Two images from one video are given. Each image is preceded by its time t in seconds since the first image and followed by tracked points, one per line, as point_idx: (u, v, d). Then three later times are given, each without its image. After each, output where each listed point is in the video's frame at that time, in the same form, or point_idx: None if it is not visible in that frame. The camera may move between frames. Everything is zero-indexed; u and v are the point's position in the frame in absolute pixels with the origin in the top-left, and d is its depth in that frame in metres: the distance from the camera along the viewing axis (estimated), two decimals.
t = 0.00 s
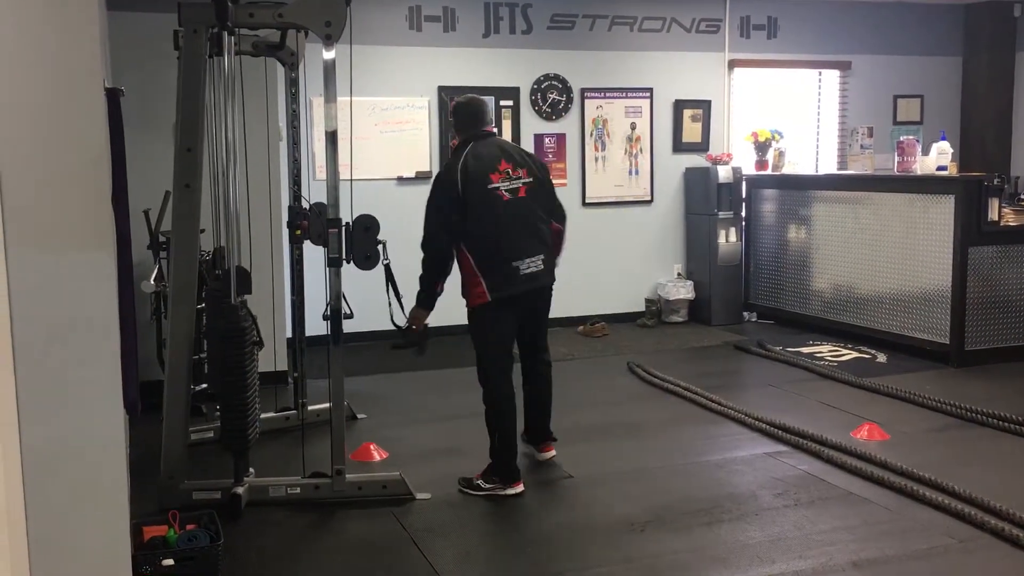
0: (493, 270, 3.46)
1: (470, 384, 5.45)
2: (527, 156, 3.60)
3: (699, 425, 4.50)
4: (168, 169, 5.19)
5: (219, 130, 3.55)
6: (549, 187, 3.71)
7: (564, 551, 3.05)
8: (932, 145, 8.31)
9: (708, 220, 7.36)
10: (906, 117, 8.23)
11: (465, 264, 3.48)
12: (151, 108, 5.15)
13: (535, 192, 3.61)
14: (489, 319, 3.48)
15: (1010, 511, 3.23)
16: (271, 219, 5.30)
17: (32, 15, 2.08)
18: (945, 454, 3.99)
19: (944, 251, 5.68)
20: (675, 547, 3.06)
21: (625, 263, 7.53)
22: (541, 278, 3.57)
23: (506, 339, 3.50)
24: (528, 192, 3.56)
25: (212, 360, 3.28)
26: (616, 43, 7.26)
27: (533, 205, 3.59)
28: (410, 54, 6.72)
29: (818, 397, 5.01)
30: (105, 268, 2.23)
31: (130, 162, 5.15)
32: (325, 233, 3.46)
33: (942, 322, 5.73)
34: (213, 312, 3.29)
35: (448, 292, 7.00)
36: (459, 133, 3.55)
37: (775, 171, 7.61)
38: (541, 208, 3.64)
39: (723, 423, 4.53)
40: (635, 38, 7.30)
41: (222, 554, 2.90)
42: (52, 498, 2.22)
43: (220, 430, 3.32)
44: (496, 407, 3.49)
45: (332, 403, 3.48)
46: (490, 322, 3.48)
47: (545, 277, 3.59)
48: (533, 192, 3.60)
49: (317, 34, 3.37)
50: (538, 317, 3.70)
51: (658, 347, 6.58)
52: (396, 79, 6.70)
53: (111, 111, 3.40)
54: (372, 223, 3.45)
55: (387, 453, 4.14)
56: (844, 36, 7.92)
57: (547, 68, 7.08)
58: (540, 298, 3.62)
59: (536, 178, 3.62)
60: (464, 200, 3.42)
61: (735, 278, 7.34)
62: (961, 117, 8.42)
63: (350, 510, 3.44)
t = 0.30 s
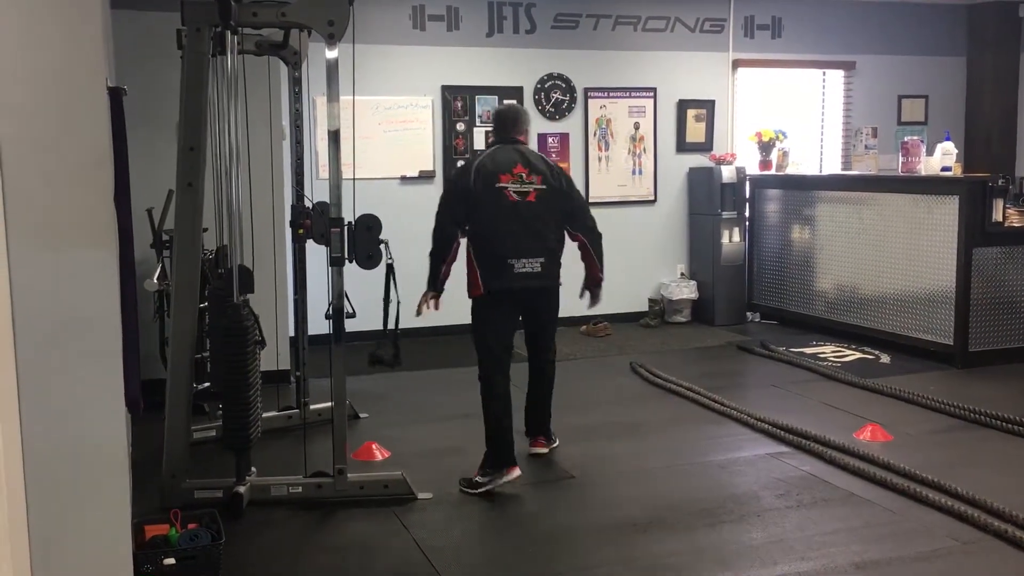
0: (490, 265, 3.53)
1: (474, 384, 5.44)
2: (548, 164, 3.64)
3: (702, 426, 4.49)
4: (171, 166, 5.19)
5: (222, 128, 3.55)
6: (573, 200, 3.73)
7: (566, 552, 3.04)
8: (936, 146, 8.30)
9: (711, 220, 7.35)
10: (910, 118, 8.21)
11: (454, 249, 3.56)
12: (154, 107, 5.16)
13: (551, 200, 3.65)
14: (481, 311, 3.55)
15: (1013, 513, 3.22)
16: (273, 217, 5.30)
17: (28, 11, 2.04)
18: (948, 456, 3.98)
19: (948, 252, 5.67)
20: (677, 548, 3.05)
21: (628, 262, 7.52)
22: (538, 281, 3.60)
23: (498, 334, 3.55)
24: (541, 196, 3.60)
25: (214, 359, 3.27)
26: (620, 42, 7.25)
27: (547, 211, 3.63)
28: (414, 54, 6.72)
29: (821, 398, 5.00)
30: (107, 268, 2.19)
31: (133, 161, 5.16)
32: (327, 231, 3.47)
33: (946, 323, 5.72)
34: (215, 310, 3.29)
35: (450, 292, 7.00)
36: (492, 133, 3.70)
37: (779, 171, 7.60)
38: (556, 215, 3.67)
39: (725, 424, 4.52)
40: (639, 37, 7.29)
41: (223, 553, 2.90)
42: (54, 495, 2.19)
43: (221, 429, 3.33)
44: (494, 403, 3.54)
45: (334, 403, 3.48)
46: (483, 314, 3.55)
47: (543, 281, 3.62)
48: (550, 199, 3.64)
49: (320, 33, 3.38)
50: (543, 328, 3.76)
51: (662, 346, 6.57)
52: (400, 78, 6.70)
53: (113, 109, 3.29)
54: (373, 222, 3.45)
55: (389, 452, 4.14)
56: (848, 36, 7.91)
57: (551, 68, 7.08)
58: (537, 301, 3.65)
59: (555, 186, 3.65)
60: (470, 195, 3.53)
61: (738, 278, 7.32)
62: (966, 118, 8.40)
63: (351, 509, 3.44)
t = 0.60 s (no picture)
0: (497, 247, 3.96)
1: (472, 384, 5.44)
2: (567, 160, 3.96)
3: (700, 428, 4.48)
4: (171, 165, 5.19)
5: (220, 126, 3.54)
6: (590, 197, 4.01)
7: (561, 553, 3.03)
8: (939, 149, 8.27)
9: (713, 221, 7.33)
10: (913, 120, 8.19)
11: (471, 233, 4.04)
12: (155, 104, 5.16)
13: (563, 193, 3.96)
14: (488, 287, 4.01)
15: (1011, 518, 3.20)
16: (272, 216, 5.30)
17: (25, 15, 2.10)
18: (947, 459, 3.96)
19: (949, 255, 5.65)
20: (672, 550, 3.04)
21: (629, 263, 7.51)
22: (539, 268, 3.92)
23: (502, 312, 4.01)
24: (552, 188, 3.93)
25: (211, 357, 3.27)
26: (622, 43, 7.24)
27: (559, 203, 3.95)
28: (416, 53, 6.72)
29: (820, 401, 4.98)
30: (101, 266, 2.27)
31: (132, 159, 5.15)
32: (325, 230, 3.46)
33: (947, 327, 5.70)
34: (213, 309, 3.29)
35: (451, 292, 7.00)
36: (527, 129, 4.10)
37: (781, 173, 7.58)
38: (569, 209, 3.98)
39: (724, 426, 4.51)
40: (642, 38, 7.29)
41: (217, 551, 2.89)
42: (49, 492, 2.26)
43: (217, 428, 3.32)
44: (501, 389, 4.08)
45: (331, 402, 3.48)
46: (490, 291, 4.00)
47: (546, 269, 3.93)
48: (564, 193, 3.96)
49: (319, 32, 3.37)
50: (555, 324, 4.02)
51: (662, 348, 6.55)
52: (402, 78, 6.70)
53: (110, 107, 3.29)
54: (371, 221, 3.47)
55: (386, 452, 4.13)
56: (851, 38, 7.89)
57: (553, 68, 7.07)
58: (541, 289, 3.96)
59: (568, 180, 3.95)
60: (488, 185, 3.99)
61: (739, 280, 7.31)
62: (969, 121, 8.38)
63: (347, 509, 3.43)
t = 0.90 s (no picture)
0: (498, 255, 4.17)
1: (468, 383, 5.44)
2: (561, 171, 4.07)
3: (695, 429, 4.48)
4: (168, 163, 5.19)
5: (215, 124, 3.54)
6: (587, 206, 4.09)
7: (551, 552, 3.04)
8: (938, 151, 8.26)
9: (711, 222, 7.34)
10: (913, 122, 8.19)
11: (477, 241, 4.31)
12: (152, 102, 5.16)
13: (559, 203, 4.07)
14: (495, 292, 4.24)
15: (1003, 520, 3.20)
16: (269, 214, 5.30)
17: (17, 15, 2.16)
18: (941, 462, 3.96)
19: (946, 257, 5.65)
20: (662, 551, 3.04)
21: (627, 264, 7.51)
22: (535, 274, 4.07)
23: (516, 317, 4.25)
24: (547, 199, 4.06)
25: (204, 354, 3.27)
26: (621, 43, 7.24)
27: (555, 213, 4.08)
28: (415, 52, 6.72)
29: (815, 402, 4.98)
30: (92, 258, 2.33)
31: (129, 156, 5.15)
32: (320, 229, 3.47)
33: (944, 329, 5.69)
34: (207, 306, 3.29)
35: (448, 291, 7.00)
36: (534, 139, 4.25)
37: (779, 174, 7.55)
38: (565, 218, 4.08)
39: (718, 427, 4.51)
40: (641, 38, 7.29)
41: (207, 549, 2.90)
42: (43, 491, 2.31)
43: (210, 425, 3.32)
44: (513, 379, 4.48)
45: (324, 400, 3.48)
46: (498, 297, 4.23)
47: (542, 276, 4.06)
48: (559, 203, 4.08)
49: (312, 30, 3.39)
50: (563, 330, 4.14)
51: (659, 348, 6.55)
52: (401, 77, 6.70)
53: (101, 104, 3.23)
54: (365, 220, 3.45)
55: (380, 451, 4.13)
56: (850, 39, 7.88)
57: (552, 68, 7.07)
58: (541, 295, 4.11)
59: (563, 190, 4.06)
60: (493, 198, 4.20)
61: (737, 281, 7.31)
62: (968, 123, 8.38)
63: (339, 507, 3.43)
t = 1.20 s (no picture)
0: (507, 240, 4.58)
1: (463, 383, 5.44)
2: (559, 160, 4.47)
3: (689, 427, 4.48)
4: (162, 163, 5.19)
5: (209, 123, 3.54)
6: (584, 190, 4.48)
7: (543, 550, 3.04)
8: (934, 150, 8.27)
9: (707, 221, 7.34)
10: (908, 121, 8.19)
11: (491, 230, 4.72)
12: (146, 103, 5.17)
13: (559, 188, 4.48)
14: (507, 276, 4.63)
15: (995, 517, 3.20)
16: (264, 214, 5.31)
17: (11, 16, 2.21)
18: (934, 459, 3.97)
19: (941, 256, 5.66)
20: (654, 549, 3.04)
21: (623, 263, 7.52)
22: (541, 256, 4.48)
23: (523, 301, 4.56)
24: (546, 185, 4.48)
25: (198, 353, 3.27)
26: (617, 43, 7.24)
27: (554, 198, 4.48)
28: (410, 51, 6.72)
29: (809, 400, 4.98)
30: (82, 255, 2.36)
31: (123, 157, 5.16)
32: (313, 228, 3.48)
33: (939, 327, 5.70)
34: (200, 306, 3.29)
35: (444, 291, 7.01)
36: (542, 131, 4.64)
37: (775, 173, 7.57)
38: (566, 202, 4.49)
39: (712, 425, 4.51)
40: (637, 38, 7.29)
41: (199, 548, 2.90)
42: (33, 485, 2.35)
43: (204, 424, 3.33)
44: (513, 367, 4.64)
45: (318, 399, 3.48)
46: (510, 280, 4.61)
47: (548, 258, 4.49)
48: (558, 189, 4.48)
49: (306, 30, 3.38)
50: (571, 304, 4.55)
51: (654, 347, 6.56)
52: (397, 77, 6.70)
53: (93, 105, 3.24)
54: (359, 220, 3.45)
55: (374, 450, 4.14)
56: (846, 39, 7.88)
57: (548, 68, 7.07)
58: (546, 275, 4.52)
59: (560, 176, 4.47)
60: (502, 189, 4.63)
61: (733, 280, 7.32)
62: (964, 122, 8.38)
63: (333, 506, 3.44)
